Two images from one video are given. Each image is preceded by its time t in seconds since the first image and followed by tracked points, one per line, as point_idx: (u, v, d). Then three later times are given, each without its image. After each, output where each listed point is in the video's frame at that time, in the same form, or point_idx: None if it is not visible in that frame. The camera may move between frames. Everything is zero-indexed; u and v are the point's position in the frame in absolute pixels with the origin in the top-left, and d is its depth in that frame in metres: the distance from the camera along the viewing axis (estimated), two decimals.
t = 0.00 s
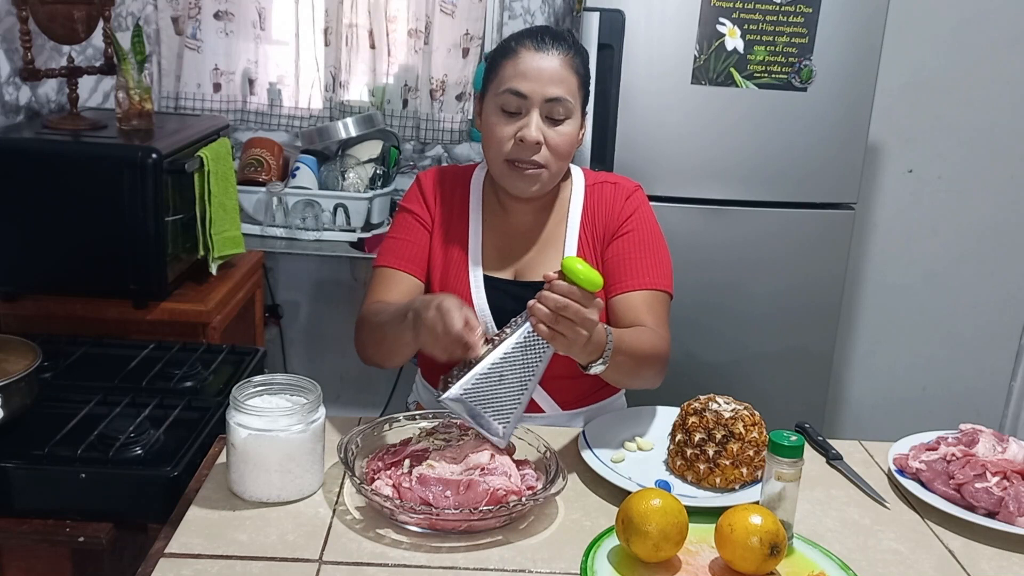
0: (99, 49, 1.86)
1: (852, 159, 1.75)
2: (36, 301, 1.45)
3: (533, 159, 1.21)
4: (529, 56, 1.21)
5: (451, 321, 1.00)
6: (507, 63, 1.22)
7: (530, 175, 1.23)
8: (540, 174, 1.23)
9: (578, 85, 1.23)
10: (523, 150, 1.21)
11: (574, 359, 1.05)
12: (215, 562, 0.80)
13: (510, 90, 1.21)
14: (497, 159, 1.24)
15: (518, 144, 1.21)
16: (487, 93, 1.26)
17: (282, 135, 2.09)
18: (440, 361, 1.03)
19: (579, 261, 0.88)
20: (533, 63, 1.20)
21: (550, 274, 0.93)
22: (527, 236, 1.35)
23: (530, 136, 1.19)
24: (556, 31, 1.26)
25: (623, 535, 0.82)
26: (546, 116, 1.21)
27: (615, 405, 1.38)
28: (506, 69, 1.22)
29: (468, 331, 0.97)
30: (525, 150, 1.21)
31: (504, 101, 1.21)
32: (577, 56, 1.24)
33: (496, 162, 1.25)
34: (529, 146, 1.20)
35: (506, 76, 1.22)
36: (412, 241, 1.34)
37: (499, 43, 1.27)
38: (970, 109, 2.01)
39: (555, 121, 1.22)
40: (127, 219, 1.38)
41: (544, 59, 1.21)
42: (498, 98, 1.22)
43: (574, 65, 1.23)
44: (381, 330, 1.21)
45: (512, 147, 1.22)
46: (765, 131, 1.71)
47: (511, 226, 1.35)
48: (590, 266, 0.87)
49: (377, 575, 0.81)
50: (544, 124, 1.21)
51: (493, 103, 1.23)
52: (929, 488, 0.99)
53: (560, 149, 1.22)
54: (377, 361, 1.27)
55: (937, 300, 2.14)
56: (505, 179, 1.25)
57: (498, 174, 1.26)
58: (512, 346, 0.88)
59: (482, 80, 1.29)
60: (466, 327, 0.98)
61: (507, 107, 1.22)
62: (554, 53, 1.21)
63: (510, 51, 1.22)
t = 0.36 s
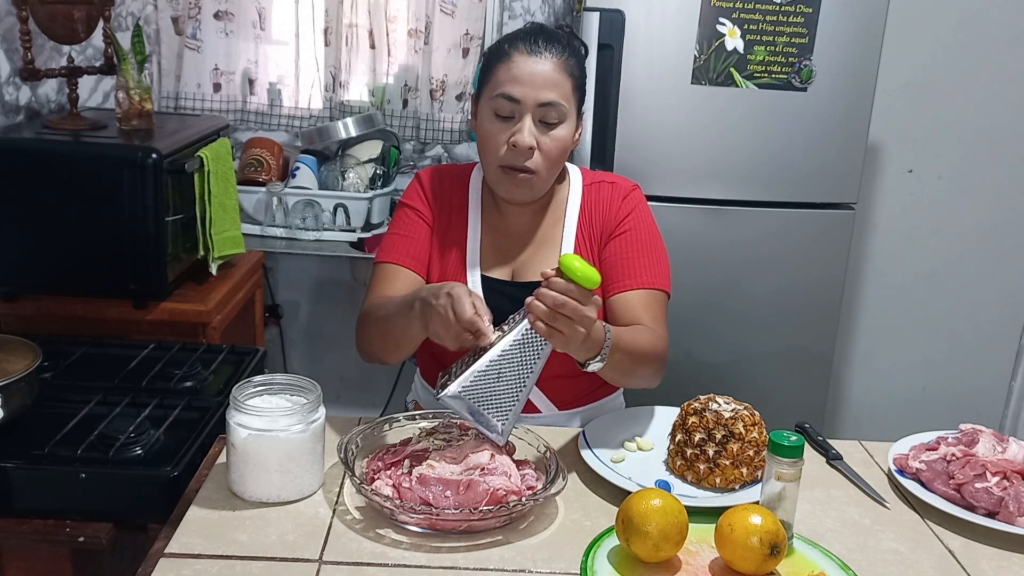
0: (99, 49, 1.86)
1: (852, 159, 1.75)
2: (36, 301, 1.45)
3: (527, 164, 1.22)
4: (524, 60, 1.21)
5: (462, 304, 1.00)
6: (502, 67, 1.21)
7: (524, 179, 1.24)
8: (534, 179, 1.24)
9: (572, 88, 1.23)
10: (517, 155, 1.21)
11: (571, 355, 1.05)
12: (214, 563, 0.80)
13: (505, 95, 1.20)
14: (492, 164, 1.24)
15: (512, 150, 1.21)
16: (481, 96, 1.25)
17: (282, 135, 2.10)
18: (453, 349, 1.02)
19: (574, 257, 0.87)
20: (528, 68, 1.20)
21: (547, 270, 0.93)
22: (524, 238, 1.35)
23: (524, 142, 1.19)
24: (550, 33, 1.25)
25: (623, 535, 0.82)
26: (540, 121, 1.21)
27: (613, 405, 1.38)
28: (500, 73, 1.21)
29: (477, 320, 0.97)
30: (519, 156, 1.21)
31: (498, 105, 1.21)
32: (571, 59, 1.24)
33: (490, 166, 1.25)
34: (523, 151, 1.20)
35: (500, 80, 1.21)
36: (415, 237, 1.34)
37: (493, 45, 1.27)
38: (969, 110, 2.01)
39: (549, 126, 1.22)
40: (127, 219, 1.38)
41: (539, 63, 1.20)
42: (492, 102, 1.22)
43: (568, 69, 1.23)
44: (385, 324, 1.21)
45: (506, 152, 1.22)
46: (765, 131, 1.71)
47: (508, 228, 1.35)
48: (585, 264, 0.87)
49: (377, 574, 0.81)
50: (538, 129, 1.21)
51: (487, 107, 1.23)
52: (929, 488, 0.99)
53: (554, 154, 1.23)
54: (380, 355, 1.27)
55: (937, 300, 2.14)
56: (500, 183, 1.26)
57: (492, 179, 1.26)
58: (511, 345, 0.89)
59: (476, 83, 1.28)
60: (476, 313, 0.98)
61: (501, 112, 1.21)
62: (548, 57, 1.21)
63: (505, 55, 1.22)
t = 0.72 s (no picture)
0: (98, 49, 1.86)
1: (851, 158, 1.75)
2: (36, 301, 1.45)
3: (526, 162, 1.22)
4: (524, 59, 1.20)
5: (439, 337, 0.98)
6: (502, 65, 1.21)
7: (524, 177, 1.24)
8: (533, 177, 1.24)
9: (572, 87, 1.23)
10: (516, 153, 1.21)
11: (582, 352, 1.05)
12: (214, 563, 0.80)
13: (505, 93, 1.20)
14: (492, 162, 1.25)
15: (512, 148, 1.21)
16: (481, 94, 1.25)
17: (282, 135, 2.10)
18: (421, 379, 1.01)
19: (588, 253, 0.87)
20: (528, 66, 1.20)
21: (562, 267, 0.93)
22: (525, 238, 1.35)
23: (523, 141, 1.20)
24: (551, 31, 1.25)
25: (623, 535, 0.82)
26: (540, 119, 1.21)
27: (614, 406, 1.38)
28: (501, 71, 1.21)
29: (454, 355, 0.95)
30: (518, 154, 1.21)
31: (498, 104, 1.21)
32: (571, 57, 1.24)
33: (490, 164, 1.25)
34: (523, 149, 1.20)
35: (500, 78, 1.21)
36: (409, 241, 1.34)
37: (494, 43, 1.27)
38: (969, 110, 2.01)
39: (549, 125, 1.22)
40: (127, 219, 1.38)
41: (539, 61, 1.20)
42: (492, 101, 1.22)
43: (568, 67, 1.23)
44: (370, 330, 1.21)
45: (506, 150, 1.22)
46: (765, 131, 1.71)
47: (509, 228, 1.35)
48: (601, 259, 0.87)
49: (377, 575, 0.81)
50: (537, 128, 1.21)
51: (488, 105, 1.23)
52: (929, 488, 0.99)
53: (554, 152, 1.23)
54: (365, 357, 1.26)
55: (937, 300, 2.14)
56: (500, 180, 1.26)
57: (492, 176, 1.26)
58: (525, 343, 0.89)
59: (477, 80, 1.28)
60: (450, 347, 0.97)
61: (501, 110, 1.21)
62: (549, 56, 1.21)
63: (505, 53, 1.22)
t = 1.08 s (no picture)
0: (98, 48, 1.86)
1: (851, 158, 1.75)
2: (35, 301, 1.45)
3: (533, 164, 1.22)
4: (539, 60, 1.20)
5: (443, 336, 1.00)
6: (517, 65, 1.21)
7: (529, 179, 1.24)
8: (539, 179, 1.24)
9: (585, 93, 1.24)
10: (524, 155, 1.21)
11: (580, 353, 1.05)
12: (214, 562, 0.80)
13: (518, 93, 1.20)
14: (498, 161, 1.24)
15: (520, 150, 1.21)
16: (493, 92, 1.25)
17: (282, 135, 2.09)
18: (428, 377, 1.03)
19: (581, 257, 0.87)
20: (543, 68, 1.20)
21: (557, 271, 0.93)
22: (525, 239, 1.35)
23: (533, 143, 1.20)
24: (567, 35, 1.25)
25: (623, 535, 0.82)
26: (551, 122, 1.21)
27: (614, 406, 1.38)
28: (515, 70, 1.21)
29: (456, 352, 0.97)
30: (526, 155, 1.21)
31: (510, 103, 1.21)
32: (585, 64, 1.24)
33: (496, 163, 1.25)
34: (531, 151, 1.20)
35: (514, 78, 1.21)
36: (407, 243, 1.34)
37: (508, 41, 1.26)
38: (969, 110, 2.01)
39: (559, 129, 1.22)
40: (127, 219, 1.38)
41: (555, 65, 1.20)
42: (503, 100, 1.22)
43: (582, 74, 1.23)
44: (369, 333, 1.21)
45: (514, 150, 1.22)
46: (764, 131, 1.71)
47: (509, 229, 1.35)
48: (592, 264, 0.86)
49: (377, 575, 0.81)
50: (548, 130, 1.21)
51: (499, 103, 1.23)
52: (929, 488, 0.99)
53: (561, 156, 1.23)
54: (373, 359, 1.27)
55: (937, 300, 2.14)
56: (504, 181, 1.26)
57: (497, 175, 1.26)
58: (519, 350, 0.90)
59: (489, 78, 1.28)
60: (454, 344, 0.99)
61: (513, 110, 1.21)
62: (564, 60, 1.21)
63: (521, 53, 1.22)
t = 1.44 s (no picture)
0: (98, 48, 1.86)
1: (851, 159, 1.75)
2: (36, 301, 1.45)
3: (532, 166, 1.22)
4: (540, 62, 1.20)
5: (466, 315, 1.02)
6: (518, 66, 1.21)
7: (528, 181, 1.24)
8: (537, 181, 1.24)
9: (585, 96, 1.24)
10: (523, 156, 1.21)
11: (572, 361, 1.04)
12: (214, 562, 0.80)
13: (518, 94, 1.20)
14: (498, 161, 1.25)
15: (519, 151, 1.21)
16: (494, 92, 1.25)
17: (282, 135, 2.09)
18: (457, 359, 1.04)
19: (570, 269, 0.87)
20: (543, 70, 1.20)
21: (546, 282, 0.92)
22: (525, 239, 1.35)
23: (532, 144, 1.20)
24: (569, 37, 1.25)
25: (623, 535, 0.82)
26: (550, 125, 1.21)
27: (614, 406, 1.39)
28: (516, 72, 1.21)
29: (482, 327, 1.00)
30: (525, 157, 1.21)
31: (510, 104, 1.21)
32: (587, 67, 1.24)
33: (496, 163, 1.25)
34: (530, 153, 1.21)
35: (515, 79, 1.21)
36: (411, 242, 1.34)
37: (511, 41, 1.26)
38: (969, 110, 2.01)
39: (559, 131, 1.22)
40: (127, 219, 1.38)
41: (556, 67, 1.20)
42: (503, 100, 1.22)
43: (583, 76, 1.23)
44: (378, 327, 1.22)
45: (513, 151, 1.22)
46: (764, 131, 1.71)
47: (510, 228, 1.35)
48: (581, 275, 0.86)
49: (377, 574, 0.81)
50: (547, 132, 1.21)
51: (499, 104, 1.23)
52: (929, 488, 0.99)
53: (561, 158, 1.23)
54: (375, 360, 1.27)
55: (936, 301, 2.14)
56: (503, 181, 1.26)
57: (496, 176, 1.26)
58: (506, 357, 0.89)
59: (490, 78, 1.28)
60: (479, 320, 1.01)
61: (513, 111, 1.21)
62: (565, 62, 1.21)
63: (522, 55, 1.22)
